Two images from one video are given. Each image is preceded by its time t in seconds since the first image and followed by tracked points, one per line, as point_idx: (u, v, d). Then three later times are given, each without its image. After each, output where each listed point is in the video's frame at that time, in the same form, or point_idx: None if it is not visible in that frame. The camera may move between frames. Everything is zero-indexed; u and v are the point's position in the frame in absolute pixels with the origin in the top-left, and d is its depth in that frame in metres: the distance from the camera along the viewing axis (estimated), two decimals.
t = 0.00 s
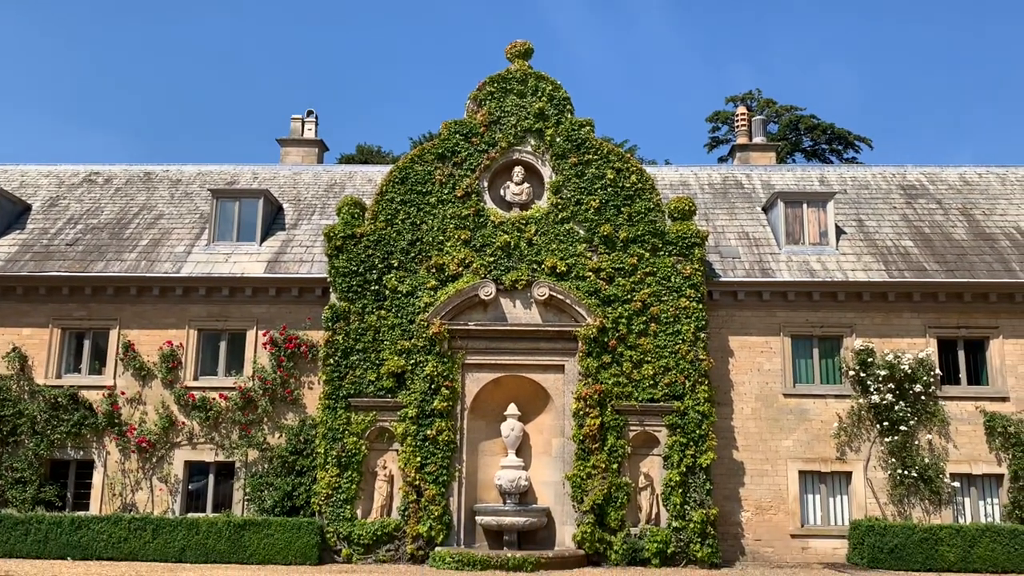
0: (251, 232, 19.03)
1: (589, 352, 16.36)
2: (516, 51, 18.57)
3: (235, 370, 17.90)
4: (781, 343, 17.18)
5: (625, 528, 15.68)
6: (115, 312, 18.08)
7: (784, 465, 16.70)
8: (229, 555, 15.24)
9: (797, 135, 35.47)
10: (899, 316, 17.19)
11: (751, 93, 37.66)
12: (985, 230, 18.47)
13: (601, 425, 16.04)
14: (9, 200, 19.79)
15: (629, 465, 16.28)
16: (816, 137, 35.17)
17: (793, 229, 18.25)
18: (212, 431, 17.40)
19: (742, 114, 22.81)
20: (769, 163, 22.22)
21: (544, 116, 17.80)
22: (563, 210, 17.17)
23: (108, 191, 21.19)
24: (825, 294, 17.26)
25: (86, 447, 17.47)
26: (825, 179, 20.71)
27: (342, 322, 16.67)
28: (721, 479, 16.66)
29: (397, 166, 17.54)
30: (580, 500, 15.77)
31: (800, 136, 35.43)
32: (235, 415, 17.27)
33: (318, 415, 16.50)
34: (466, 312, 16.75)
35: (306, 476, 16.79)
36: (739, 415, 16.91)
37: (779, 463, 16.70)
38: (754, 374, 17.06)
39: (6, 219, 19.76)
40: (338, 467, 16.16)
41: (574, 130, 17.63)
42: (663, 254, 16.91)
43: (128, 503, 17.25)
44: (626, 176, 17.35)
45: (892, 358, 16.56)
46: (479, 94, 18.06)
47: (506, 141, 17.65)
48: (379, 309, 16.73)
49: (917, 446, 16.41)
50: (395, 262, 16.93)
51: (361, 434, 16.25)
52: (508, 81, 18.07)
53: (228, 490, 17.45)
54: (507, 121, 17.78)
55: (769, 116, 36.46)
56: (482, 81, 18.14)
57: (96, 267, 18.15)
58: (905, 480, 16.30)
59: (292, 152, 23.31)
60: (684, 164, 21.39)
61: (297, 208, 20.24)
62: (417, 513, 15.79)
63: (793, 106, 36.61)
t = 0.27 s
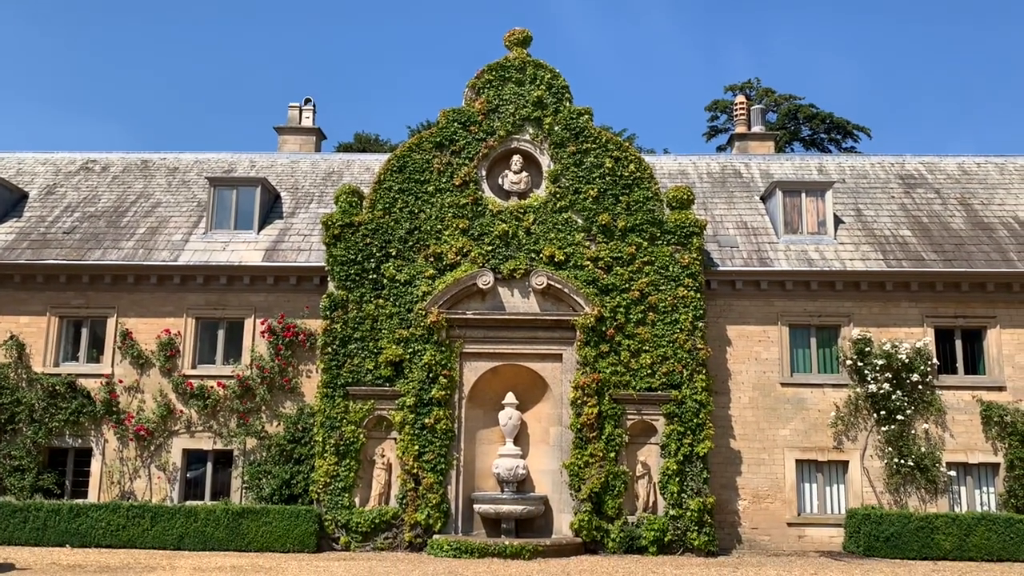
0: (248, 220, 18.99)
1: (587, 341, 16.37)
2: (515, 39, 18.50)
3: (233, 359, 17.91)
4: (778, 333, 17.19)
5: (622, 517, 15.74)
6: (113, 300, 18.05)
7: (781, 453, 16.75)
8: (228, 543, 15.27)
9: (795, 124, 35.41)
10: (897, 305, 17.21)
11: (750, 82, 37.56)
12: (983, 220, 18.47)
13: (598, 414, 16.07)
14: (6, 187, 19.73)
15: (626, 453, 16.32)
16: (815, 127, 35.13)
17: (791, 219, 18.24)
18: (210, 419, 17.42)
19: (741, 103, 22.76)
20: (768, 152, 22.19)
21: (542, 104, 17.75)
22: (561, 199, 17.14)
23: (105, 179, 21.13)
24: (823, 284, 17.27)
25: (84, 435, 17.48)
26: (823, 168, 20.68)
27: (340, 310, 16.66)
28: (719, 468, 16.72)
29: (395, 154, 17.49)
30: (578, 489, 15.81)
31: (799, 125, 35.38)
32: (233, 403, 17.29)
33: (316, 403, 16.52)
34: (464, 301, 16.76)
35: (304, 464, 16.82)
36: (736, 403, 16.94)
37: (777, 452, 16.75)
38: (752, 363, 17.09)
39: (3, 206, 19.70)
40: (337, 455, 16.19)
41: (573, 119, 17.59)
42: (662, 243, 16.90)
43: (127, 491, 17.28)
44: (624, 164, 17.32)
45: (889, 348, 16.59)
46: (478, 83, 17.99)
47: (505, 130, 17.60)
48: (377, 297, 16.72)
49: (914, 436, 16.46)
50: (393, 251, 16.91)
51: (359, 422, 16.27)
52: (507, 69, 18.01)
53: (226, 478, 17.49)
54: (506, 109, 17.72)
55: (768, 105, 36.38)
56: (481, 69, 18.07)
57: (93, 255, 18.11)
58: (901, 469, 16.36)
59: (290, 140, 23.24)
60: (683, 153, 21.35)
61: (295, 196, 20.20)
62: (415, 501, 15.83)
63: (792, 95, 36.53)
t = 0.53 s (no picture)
0: (244, 210, 18.95)
1: (584, 331, 16.38)
2: (511, 28, 18.43)
3: (230, 349, 17.91)
4: (775, 322, 17.21)
5: (619, 506, 15.79)
6: (109, 291, 18.02)
7: (778, 442, 16.80)
8: (226, 532, 15.30)
9: (793, 114, 35.37)
10: (893, 295, 17.23)
11: (747, 71, 37.49)
12: (979, 209, 18.48)
13: (596, 404, 16.10)
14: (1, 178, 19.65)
15: (623, 442, 16.36)
16: (812, 116, 35.09)
17: (788, 208, 18.24)
18: (208, 410, 17.43)
19: (739, 92, 22.72)
20: (765, 142, 22.17)
21: (539, 94, 17.71)
22: (558, 189, 17.11)
23: (100, 170, 21.05)
24: (820, 273, 17.28)
25: (81, 426, 17.48)
26: (820, 158, 20.66)
27: (337, 301, 16.65)
28: (715, 457, 16.77)
29: (391, 144, 17.44)
30: (575, 478, 15.86)
31: (796, 115, 35.33)
32: (231, 394, 17.30)
33: (313, 394, 16.52)
34: (461, 291, 16.75)
35: (302, 454, 16.84)
36: (733, 393, 16.98)
37: (773, 441, 16.80)
38: (749, 353, 17.12)
39: None
40: (334, 445, 16.21)
41: (569, 108, 17.55)
42: (659, 233, 16.89)
43: (125, 481, 17.30)
44: (621, 154, 17.30)
45: (885, 337, 16.63)
46: (474, 72, 17.93)
47: (501, 119, 17.56)
48: (374, 288, 16.71)
49: (910, 424, 16.51)
50: (390, 241, 16.89)
51: (357, 412, 16.29)
52: (503, 59, 17.95)
53: (224, 468, 17.52)
54: (503, 99, 17.67)
55: (765, 94, 36.32)
56: (477, 58, 18.00)
57: (89, 246, 18.06)
58: (897, 458, 16.42)
59: (286, 130, 23.17)
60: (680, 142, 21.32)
61: (291, 186, 20.16)
62: (413, 490, 15.87)
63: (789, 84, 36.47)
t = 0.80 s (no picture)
0: (240, 203, 18.91)
1: (580, 322, 16.39)
2: (506, 19, 18.37)
3: (226, 342, 17.90)
4: (771, 313, 17.24)
5: (616, 496, 15.84)
6: (104, 284, 17.98)
7: (774, 433, 16.85)
8: (223, 525, 15.32)
9: (788, 104, 35.35)
10: (889, 285, 17.26)
11: (742, 62, 37.45)
12: (974, 198, 18.51)
13: (592, 395, 16.12)
14: None
15: (620, 433, 16.39)
16: (807, 106, 35.08)
17: (784, 198, 18.24)
18: (204, 403, 17.43)
19: (734, 83, 22.69)
20: (760, 132, 22.16)
21: (535, 85, 17.67)
22: (554, 180, 17.09)
23: (95, 163, 20.98)
24: (815, 264, 17.30)
25: (78, 420, 17.46)
26: (816, 148, 20.66)
27: (333, 293, 16.63)
28: (712, 447, 16.81)
29: (387, 136, 17.39)
30: (572, 469, 15.89)
31: (791, 105, 35.32)
32: (227, 386, 17.30)
33: (310, 386, 16.52)
34: (458, 283, 16.74)
35: (299, 447, 16.85)
36: (729, 383, 17.01)
37: (769, 431, 16.85)
38: (745, 343, 17.14)
39: None
40: (331, 437, 16.22)
41: (565, 100, 17.52)
42: (654, 224, 16.89)
43: (122, 474, 17.30)
44: (617, 145, 17.28)
45: (881, 327, 16.66)
46: (469, 63, 17.87)
47: (497, 111, 17.53)
48: (370, 280, 16.69)
49: (905, 414, 16.57)
50: (385, 233, 16.87)
51: (353, 404, 16.29)
52: (499, 50, 17.90)
53: (221, 461, 17.52)
54: (498, 90, 17.63)
55: (760, 85, 36.29)
56: (472, 49, 17.95)
57: (84, 239, 18.01)
58: (893, 447, 16.49)
59: (281, 122, 23.10)
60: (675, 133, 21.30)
61: (286, 178, 20.11)
62: (410, 482, 15.90)
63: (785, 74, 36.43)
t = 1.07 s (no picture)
0: (234, 196, 18.86)
1: (575, 315, 16.40)
2: (501, 10, 18.30)
3: (221, 335, 17.87)
4: (766, 305, 17.27)
5: (611, 488, 15.88)
6: (98, 278, 17.93)
7: (768, 424, 16.90)
8: (219, 518, 15.33)
9: (783, 96, 35.34)
10: (883, 277, 17.30)
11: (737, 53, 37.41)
12: (968, 190, 18.55)
13: (587, 387, 16.15)
14: None
15: (615, 425, 16.42)
16: (802, 98, 35.08)
17: (778, 190, 18.26)
18: (199, 396, 17.41)
19: (729, 74, 22.67)
20: (755, 124, 22.15)
21: (529, 77, 17.63)
22: (549, 173, 17.08)
23: (88, 156, 20.90)
24: (810, 256, 17.32)
25: (73, 414, 17.44)
26: (810, 140, 20.67)
27: (328, 286, 16.61)
28: (707, 439, 16.86)
29: (381, 128, 17.34)
30: (568, 461, 15.92)
31: (786, 97, 35.32)
32: (222, 380, 17.28)
33: (305, 379, 16.51)
34: (453, 276, 16.73)
35: (294, 440, 16.85)
36: (724, 375, 17.05)
37: (764, 423, 16.90)
38: (740, 335, 17.18)
39: None
40: (327, 430, 16.22)
41: (560, 92, 17.49)
42: (649, 216, 16.89)
43: (117, 468, 17.29)
44: (612, 137, 17.26)
45: (875, 318, 16.71)
46: (464, 55, 17.83)
47: (491, 103, 17.49)
48: (365, 273, 16.67)
49: (900, 405, 16.64)
50: (380, 226, 16.84)
51: (349, 397, 16.29)
52: (493, 42, 17.86)
53: (216, 454, 17.52)
54: (493, 82, 17.59)
55: (755, 77, 36.26)
56: (467, 41, 17.90)
57: (78, 232, 17.95)
58: (887, 438, 16.56)
59: (275, 115, 23.03)
60: (670, 125, 21.28)
61: (280, 171, 20.05)
62: (406, 475, 15.92)
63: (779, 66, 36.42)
